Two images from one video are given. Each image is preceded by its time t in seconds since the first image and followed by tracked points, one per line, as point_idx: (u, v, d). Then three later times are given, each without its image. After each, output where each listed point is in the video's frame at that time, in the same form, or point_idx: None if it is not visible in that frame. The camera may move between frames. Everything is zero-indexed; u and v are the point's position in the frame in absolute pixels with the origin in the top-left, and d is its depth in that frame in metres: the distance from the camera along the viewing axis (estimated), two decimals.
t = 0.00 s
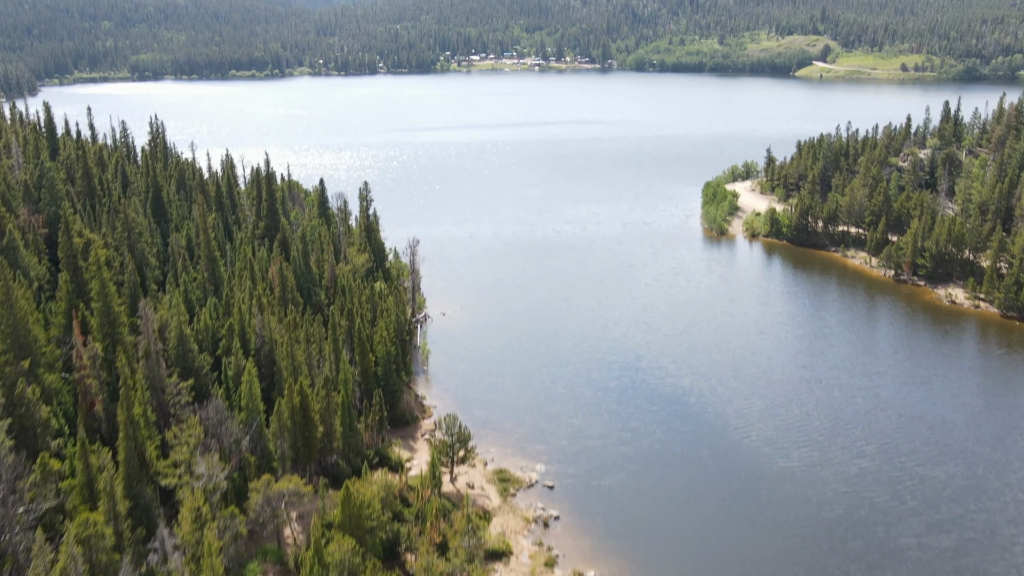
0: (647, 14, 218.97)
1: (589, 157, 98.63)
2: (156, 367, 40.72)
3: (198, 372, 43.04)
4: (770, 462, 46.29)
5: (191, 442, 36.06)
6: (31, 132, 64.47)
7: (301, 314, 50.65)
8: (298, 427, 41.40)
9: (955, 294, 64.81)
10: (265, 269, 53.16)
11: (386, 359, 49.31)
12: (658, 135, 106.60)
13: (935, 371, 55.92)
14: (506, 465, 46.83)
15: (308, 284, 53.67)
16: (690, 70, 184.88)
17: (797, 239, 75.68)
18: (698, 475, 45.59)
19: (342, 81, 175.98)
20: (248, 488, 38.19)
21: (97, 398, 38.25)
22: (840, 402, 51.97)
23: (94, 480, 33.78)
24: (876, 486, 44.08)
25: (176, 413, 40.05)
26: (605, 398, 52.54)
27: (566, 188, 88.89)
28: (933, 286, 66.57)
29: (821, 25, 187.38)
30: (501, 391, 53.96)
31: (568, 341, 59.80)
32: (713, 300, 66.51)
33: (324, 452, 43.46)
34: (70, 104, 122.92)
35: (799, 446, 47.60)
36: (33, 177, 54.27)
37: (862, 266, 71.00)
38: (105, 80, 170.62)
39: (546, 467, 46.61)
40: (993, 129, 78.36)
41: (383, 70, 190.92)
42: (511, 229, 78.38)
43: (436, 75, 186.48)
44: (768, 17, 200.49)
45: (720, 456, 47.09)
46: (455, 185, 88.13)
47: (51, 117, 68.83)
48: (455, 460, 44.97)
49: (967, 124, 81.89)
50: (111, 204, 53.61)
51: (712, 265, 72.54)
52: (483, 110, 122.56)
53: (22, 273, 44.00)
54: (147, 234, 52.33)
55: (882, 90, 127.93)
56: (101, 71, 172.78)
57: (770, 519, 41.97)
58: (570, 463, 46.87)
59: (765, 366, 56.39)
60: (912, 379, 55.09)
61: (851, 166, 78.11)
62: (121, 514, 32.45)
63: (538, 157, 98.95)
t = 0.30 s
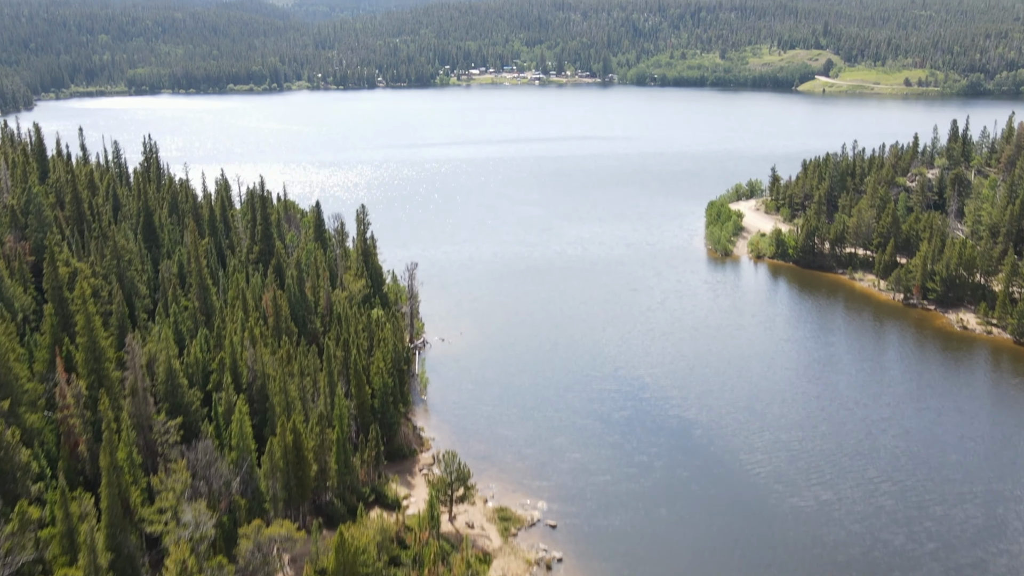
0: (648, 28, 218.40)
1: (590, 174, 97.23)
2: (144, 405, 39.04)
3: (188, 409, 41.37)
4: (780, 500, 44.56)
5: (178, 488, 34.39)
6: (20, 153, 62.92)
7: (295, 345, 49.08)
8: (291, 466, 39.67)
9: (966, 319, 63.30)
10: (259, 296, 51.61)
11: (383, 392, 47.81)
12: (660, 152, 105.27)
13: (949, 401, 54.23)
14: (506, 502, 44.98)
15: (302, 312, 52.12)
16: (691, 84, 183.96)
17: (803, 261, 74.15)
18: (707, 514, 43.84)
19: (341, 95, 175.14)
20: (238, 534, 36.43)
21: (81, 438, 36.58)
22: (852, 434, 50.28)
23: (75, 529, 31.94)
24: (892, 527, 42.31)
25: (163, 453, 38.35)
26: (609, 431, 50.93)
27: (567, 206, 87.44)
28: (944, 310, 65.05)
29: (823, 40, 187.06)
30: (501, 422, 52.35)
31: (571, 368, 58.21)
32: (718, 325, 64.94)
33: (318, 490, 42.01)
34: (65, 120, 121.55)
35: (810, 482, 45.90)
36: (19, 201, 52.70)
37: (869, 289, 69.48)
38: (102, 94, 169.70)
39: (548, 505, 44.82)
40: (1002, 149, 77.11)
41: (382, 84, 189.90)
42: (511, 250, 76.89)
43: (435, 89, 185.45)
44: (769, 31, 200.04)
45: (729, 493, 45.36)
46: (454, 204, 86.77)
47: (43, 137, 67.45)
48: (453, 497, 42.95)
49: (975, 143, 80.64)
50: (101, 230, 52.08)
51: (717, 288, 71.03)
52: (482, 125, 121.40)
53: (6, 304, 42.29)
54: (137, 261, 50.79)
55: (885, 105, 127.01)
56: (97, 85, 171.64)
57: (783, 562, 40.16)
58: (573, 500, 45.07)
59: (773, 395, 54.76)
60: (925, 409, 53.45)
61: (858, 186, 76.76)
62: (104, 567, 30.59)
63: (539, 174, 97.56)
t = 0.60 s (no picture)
0: (648, 41, 217.77)
1: (592, 192, 95.90)
2: (130, 445, 37.37)
3: (176, 448, 39.67)
4: (792, 539, 42.89)
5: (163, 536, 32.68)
6: (9, 175, 61.60)
7: (289, 377, 47.46)
8: (283, 507, 37.87)
9: (977, 345, 61.72)
10: (252, 325, 49.97)
11: (379, 425, 46.11)
12: (662, 168, 104.02)
13: (963, 431, 52.66)
14: (507, 540, 43.07)
15: (297, 341, 50.51)
16: (693, 98, 182.91)
17: (810, 283, 72.69)
18: (716, 555, 42.04)
19: (340, 109, 174.13)
20: None
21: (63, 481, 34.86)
22: (864, 468, 48.67)
23: None
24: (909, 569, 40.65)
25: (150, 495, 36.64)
26: (613, 464, 49.31)
27: (568, 225, 86.05)
28: (954, 335, 63.49)
29: (825, 55, 186.49)
30: (501, 455, 50.72)
31: (573, 397, 56.58)
32: (724, 350, 63.32)
33: (312, 531, 40.11)
34: (60, 135, 120.20)
35: (822, 520, 44.26)
36: (5, 227, 51.15)
37: (877, 313, 67.90)
38: (98, 108, 168.79)
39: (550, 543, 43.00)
40: (1012, 169, 75.74)
41: (381, 97, 188.92)
42: (511, 271, 75.44)
43: (435, 103, 184.57)
44: (771, 45, 199.34)
45: (738, 531, 43.67)
46: (454, 223, 85.38)
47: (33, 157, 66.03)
48: (452, 539, 40.80)
49: (984, 163, 79.34)
50: (89, 257, 50.56)
51: (722, 310, 69.49)
52: (483, 140, 120.19)
53: None
54: (126, 290, 49.21)
55: (890, 121, 126.01)
56: (94, 98, 171.00)
57: None
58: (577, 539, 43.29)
59: (782, 426, 53.15)
60: (938, 440, 51.84)
61: (865, 207, 75.42)
62: None
63: (539, 192, 96.18)
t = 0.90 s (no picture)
0: (649, 55, 217.11)
1: (593, 210, 94.57)
2: (115, 487, 35.70)
3: (163, 489, 38.04)
4: None
5: None
6: None
7: (282, 410, 45.90)
8: (276, 552, 36.10)
9: (989, 371, 60.11)
10: (244, 355, 48.43)
11: (376, 460, 44.39)
12: (665, 185, 102.79)
13: (978, 464, 51.00)
14: None
15: (290, 372, 49.00)
16: (695, 113, 181.91)
17: (816, 305, 71.20)
18: None
19: (339, 124, 173.22)
20: None
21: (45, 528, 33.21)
22: (877, 505, 47.01)
23: None
24: None
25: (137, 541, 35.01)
26: (617, 500, 47.61)
27: (568, 245, 84.65)
28: (966, 360, 61.91)
29: (827, 69, 185.85)
30: (502, 489, 49.00)
31: (576, 426, 54.96)
32: (730, 376, 61.73)
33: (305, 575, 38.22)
34: (55, 150, 119.02)
35: (835, 560, 42.50)
36: None
37: (885, 337, 66.37)
38: (95, 121, 167.84)
39: None
40: (1022, 189, 74.37)
41: (380, 111, 187.96)
42: (511, 293, 73.97)
43: (434, 117, 183.56)
44: (773, 59, 198.66)
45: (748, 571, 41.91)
46: (454, 242, 84.04)
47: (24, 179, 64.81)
48: None
49: (993, 183, 78.00)
50: (77, 287, 49.16)
51: (727, 334, 67.96)
52: (482, 156, 119.02)
53: None
54: (115, 319, 47.73)
55: (894, 136, 124.97)
56: (90, 113, 170.15)
57: None
58: None
59: (792, 458, 51.51)
60: (953, 473, 50.15)
61: (872, 228, 74.08)
62: None
63: (540, 210, 94.85)
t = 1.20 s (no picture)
0: (650, 69, 216.56)
1: (595, 228, 93.26)
2: (98, 530, 34.06)
3: (150, 530, 36.32)
4: None
5: None
6: None
7: (275, 443, 44.31)
8: None
9: (1001, 398, 58.62)
10: (236, 386, 46.89)
11: (372, 495, 42.66)
12: (667, 202, 101.55)
13: (993, 497, 49.41)
14: None
15: (284, 403, 47.50)
16: (696, 127, 180.96)
17: (823, 328, 69.75)
18: None
19: (338, 138, 172.28)
20: None
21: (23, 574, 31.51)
22: (890, 541, 45.41)
23: None
24: None
25: None
26: (621, 535, 46.01)
27: (569, 264, 83.30)
28: (977, 386, 60.41)
29: (830, 83, 185.27)
30: (502, 523, 47.35)
31: (578, 456, 53.41)
32: (735, 402, 60.21)
33: None
34: (49, 165, 117.81)
35: None
36: None
37: (894, 362, 64.84)
38: (91, 135, 166.81)
39: None
40: None
41: (379, 125, 186.97)
42: (510, 314, 72.55)
43: (434, 131, 182.58)
44: (774, 73, 198.11)
45: None
46: (453, 262, 82.69)
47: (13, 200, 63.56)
48: None
49: (1002, 203, 76.80)
50: (64, 317, 47.78)
51: (732, 358, 66.48)
52: (482, 172, 117.88)
53: None
54: (103, 349, 46.28)
55: (898, 152, 123.91)
56: (87, 126, 169.34)
57: None
58: None
59: (800, 491, 49.96)
60: (968, 506, 48.57)
61: (879, 249, 72.78)
62: None
63: (541, 227, 93.55)
